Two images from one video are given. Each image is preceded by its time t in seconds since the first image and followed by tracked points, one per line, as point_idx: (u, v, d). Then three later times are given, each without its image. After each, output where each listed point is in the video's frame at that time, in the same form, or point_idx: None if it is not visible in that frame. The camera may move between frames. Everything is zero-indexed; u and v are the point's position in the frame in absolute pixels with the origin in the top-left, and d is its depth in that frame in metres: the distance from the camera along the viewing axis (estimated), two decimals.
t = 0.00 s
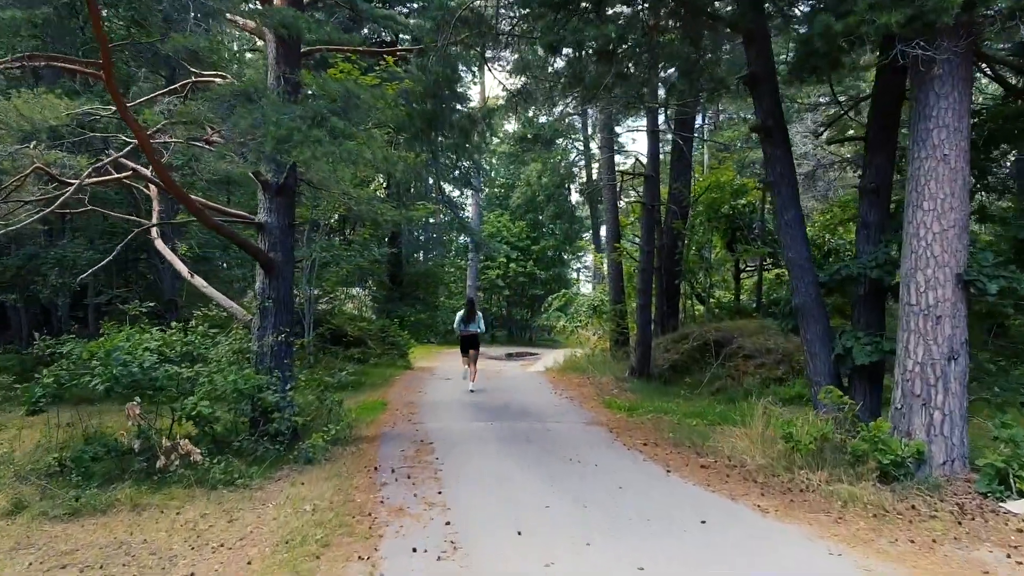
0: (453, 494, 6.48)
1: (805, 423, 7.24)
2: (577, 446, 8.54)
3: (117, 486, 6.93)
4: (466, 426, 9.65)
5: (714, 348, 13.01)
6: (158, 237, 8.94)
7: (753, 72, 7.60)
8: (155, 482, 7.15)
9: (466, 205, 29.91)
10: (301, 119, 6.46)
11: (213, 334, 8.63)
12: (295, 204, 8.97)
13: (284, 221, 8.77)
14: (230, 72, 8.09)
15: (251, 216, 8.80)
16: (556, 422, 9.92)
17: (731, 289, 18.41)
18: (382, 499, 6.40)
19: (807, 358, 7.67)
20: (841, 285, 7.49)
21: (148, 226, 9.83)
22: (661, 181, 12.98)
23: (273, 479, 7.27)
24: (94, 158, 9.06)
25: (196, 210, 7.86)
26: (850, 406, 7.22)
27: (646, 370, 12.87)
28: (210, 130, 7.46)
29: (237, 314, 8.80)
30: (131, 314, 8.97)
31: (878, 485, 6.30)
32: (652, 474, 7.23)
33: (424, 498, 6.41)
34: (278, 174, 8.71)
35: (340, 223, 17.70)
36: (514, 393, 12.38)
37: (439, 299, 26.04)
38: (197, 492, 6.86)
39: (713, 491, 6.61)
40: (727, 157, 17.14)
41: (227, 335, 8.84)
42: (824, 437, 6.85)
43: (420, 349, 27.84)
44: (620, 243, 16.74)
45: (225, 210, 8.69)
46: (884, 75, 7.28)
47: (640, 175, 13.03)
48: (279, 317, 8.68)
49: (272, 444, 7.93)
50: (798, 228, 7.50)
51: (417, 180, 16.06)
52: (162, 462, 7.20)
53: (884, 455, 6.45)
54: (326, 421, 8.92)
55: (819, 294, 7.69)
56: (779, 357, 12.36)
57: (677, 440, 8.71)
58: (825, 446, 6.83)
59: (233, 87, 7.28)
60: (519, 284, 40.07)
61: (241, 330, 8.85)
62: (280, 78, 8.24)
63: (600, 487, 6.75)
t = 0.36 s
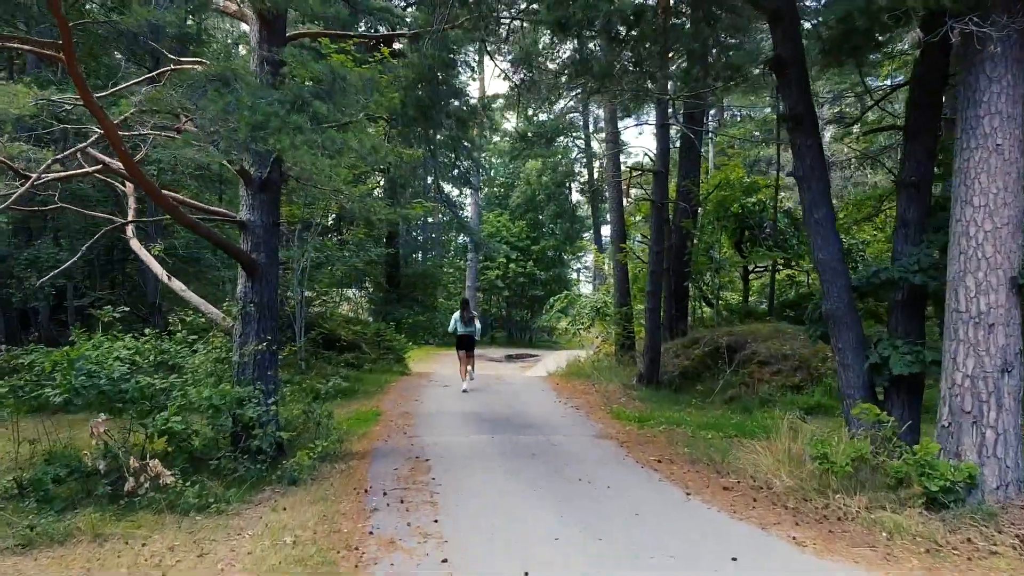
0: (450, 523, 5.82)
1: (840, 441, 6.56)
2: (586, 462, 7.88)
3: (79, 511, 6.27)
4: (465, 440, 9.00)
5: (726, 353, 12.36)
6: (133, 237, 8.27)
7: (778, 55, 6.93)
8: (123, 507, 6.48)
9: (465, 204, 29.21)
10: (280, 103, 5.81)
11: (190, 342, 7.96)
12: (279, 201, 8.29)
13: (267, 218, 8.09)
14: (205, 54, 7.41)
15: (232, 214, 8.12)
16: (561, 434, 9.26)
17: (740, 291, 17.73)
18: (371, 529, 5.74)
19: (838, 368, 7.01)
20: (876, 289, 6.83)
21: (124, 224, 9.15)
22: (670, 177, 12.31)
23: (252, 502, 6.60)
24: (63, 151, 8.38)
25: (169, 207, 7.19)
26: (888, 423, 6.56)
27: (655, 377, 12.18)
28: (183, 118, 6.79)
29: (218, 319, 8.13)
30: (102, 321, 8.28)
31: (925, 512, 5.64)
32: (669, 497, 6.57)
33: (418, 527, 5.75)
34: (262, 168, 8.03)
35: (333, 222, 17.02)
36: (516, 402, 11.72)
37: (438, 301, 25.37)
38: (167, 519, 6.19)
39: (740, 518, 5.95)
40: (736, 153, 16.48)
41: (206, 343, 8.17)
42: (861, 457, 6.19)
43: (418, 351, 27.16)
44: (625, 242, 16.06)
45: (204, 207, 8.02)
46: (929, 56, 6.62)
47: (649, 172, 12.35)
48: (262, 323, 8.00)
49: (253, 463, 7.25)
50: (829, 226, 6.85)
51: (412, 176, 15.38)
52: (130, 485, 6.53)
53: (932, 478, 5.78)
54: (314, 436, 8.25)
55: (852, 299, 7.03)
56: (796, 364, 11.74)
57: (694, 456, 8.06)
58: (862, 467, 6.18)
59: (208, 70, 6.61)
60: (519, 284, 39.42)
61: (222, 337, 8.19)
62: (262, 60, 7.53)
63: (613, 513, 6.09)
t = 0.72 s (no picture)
0: (450, 565, 5.09)
1: (888, 467, 5.84)
2: (599, 486, 7.16)
3: (31, 548, 5.50)
4: (466, 458, 8.28)
5: (744, 361, 11.65)
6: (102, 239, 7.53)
7: (814, 35, 6.20)
8: (82, 542, 5.68)
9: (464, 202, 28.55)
10: (253, 83, 5.20)
11: (165, 354, 7.23)
12: (262, 199, 7.56)
13: (249, 218, 7.35)
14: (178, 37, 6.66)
15: (211, 213, 7.40)
16: (571, 452, 8.54)
17: (751, 294, 17.04)
18: (360, 571, 5.01)
19: (881, 384, 6.29)
20: (927, 295, 6.12)
21: (96, 224, 8.41)
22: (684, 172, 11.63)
23: (229, 536, 5.85)
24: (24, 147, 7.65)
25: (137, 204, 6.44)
26: (943, 447, 5.85)
27: (668, 387, 11.47)
28: (150, 105, 6.04)
29: (196, 329, 7.39)
30: (69, 329, 7.55)
31: (995, 553, 4.92)
32: (696, 529, 5.85)
33: (414, 570, 5.02)
34: (243, 162, 7.29)
35: (327, 221, 16.32)
36: (520, 413, 11.01)
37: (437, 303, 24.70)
38: (130, 556, 5.44)
39: (781, 557, 5.22)
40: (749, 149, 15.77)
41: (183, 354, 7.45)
42: (917, 487, 5.48)
43: (416, 354, 26.49)
44: (633, 243, 15.36)
45: (178, 205, 7.28)
46: (988, 33, 5.96)
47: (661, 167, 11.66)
48: (243, 332, 7.26)
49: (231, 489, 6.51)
50: (871, 224, 6.16)
51: (410, 172, 14.69)
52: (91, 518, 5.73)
53: (1000, 512, 5.06)
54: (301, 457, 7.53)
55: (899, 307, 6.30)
56: (818, 373, 11.05)
57: (717, 478, 7.34)
58: (917, 498, 5.46)
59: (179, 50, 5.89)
60: (520, 285, 38.81)
61: (200, 348, 7.45)
62: (243, 43, 6.80)
63: (635, 551, 5.36)
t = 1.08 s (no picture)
0: None
1: (941, 498, 5.17)
2: (609, 511, 6.50)
3: None
4: (463, 476, 7.61)
5: (759, 369, 11.01)
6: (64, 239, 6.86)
7: (854, 10, 5.55)
8: None
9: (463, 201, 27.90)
10: (214, 59, 4.87)
11: (132, 365, 6.56)
12: (239, 196, 6.89)
13: (224, 215, 6.68)
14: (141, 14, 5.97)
15: (183, 210, 6.72)
16: (577, 470, 7.85)
17: (761, 296, 16.40)
18: None
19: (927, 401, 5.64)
20: (979, 302, 5.47)
21: (62, 223, 7.75)
22: (696, 169, 10.95)
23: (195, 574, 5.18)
24: None
25: (97, 199, 5.75)
26: (1000, 474, 5.19)
27: (679, 396, 10.83)
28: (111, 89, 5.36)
29: (167, 337, 6.72)
30: (28, 338, 6.88)
31: None
32: (721, 565, 5.17)
33: None
34: (218, 155, 6.61)
35: (321, 221, 15.68)
36: (522, 424, 10.35)
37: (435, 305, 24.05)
38: None
39: None
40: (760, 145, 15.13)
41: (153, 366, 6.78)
42: (975, 521, 4.82)
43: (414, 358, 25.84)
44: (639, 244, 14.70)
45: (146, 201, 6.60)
46: None
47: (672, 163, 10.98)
48: (218, 342, 6.60)
49: (202, 518, 5.85)
50: (921, 221, 5.52)
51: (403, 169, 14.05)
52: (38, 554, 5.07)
53: None
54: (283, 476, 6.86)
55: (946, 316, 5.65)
56: (839, 382, 10.40)
57: (739, 502, 6.69)
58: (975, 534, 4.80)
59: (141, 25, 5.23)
60: (520, 286, 38.14)
61: (172, 359, 6.78)
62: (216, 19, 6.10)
63: None
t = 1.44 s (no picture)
0: None
1: (1015, 547, 4.46)
2: (621, 547, 5.73)
3: None
4: (456, 502, 6.86)
5: (776, 378, 10.25)
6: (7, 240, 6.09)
7: None
8: None
9: (462, 199, 27.19)
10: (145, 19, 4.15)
11: (81, 382, 5.79)
12: (202, 193, 6.13)
13: (184, 211, 5.90)
14: None
15: (138, 205, 5.92)
16: (582, 494, 7.09)
17: (772, 300, 15.62)
18: None
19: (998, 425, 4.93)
20: None
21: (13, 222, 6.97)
22: (708, 163, 10.17)
23: None
24: None
25: (34, 199, 4.90)
26: None
27: (690, 407, 10.08)
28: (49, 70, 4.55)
29: (122, 349, 5.95)
30: None
31: None
32: None
33: None
34: (176, 145, 5.84)
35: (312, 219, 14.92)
36: (522, 439, 9.58)
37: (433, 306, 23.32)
38: None
39: None
40: (772, 140, 14.37)
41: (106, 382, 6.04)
42: None
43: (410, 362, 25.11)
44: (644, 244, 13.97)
45: (92, 195, 5.78)
46: None
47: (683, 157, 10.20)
48: (178, 354, 5.86)
49: (155, 560, 5.09)
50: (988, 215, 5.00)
51: (394, 164, 13.31)
52: None
53: None
54: (252, 506, 6.10)
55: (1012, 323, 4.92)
56: (863, 393, 9.62)
57: (766, 535, 5.93)
58: None
59: None
60: (519, 286, 37.41)
61: (127, 374, 6.01)
62: None
63: None
